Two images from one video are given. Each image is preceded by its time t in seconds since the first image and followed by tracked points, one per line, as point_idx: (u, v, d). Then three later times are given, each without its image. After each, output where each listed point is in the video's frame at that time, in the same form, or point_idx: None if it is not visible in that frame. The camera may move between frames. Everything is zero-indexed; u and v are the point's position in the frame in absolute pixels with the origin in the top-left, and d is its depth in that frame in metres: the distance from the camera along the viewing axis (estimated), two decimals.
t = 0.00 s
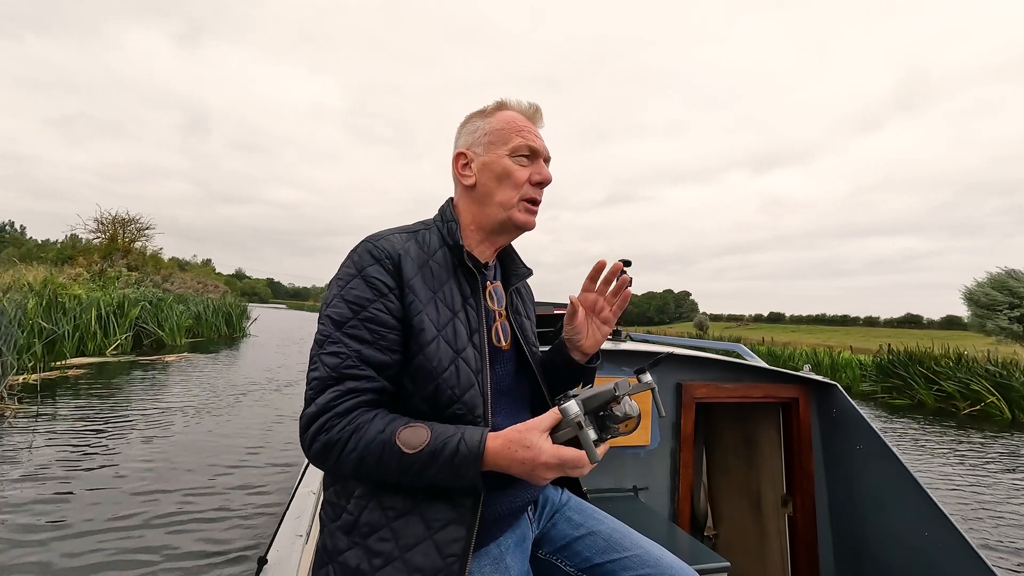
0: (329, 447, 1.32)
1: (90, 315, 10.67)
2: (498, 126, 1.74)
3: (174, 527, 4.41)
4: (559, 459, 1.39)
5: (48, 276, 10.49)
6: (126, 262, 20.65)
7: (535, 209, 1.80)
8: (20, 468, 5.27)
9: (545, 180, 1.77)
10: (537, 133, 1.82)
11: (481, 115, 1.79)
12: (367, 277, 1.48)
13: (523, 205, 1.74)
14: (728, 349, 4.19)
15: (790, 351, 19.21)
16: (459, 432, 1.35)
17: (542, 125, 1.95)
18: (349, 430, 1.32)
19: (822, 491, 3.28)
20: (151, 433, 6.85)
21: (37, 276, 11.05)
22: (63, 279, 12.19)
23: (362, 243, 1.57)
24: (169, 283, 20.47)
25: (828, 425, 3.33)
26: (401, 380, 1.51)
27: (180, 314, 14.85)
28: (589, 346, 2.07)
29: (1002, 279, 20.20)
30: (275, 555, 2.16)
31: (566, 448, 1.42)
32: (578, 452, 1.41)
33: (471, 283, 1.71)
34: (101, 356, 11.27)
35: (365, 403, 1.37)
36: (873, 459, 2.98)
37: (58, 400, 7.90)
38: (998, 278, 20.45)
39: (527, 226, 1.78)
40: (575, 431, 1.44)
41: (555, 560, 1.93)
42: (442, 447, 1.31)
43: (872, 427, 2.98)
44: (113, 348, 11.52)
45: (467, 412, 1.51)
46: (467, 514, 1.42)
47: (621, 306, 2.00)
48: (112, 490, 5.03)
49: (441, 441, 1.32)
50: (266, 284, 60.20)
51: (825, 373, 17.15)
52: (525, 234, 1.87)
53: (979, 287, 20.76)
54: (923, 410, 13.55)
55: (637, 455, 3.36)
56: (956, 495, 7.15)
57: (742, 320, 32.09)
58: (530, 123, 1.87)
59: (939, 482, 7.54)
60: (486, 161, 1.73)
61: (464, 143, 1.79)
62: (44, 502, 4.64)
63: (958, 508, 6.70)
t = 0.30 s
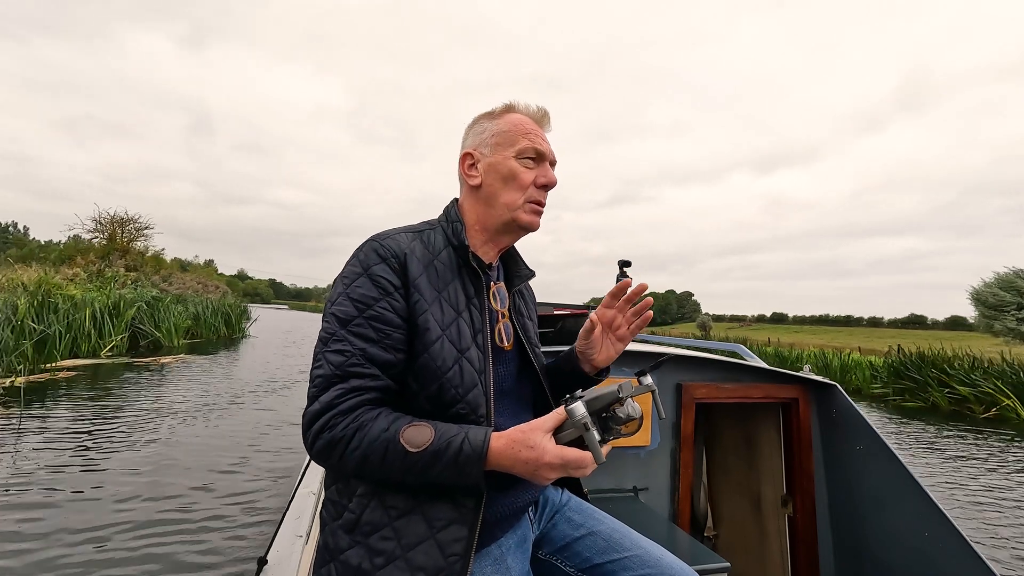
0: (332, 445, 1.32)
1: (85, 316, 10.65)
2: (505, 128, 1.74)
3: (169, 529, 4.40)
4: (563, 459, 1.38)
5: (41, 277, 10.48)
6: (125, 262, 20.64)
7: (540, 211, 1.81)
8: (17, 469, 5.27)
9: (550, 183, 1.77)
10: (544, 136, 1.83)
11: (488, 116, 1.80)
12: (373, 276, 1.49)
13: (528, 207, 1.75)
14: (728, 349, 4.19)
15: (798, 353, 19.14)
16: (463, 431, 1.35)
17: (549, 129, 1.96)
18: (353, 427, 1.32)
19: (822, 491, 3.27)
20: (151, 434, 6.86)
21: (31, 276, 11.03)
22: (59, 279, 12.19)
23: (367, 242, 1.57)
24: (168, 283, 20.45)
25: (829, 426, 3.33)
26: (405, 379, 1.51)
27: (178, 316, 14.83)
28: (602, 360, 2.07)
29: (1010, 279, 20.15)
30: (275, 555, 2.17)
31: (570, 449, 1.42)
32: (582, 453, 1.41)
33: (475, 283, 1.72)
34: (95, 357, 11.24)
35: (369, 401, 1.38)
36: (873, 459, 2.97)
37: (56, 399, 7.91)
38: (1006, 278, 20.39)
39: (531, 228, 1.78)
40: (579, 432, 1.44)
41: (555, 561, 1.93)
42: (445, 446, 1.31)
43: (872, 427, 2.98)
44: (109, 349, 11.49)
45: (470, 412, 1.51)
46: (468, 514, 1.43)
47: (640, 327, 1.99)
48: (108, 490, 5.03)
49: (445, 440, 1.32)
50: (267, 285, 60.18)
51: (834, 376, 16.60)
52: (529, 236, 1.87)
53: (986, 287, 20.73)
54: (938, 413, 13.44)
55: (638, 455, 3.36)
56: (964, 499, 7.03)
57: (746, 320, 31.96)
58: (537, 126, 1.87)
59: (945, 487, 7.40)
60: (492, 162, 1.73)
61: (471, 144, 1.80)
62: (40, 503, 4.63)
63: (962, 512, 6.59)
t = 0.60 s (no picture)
0: (332, 443, 1.32)
1: (80, 316, 10.60)
2: (506, 128, 1.75)
3: (165, 531, 4.39)
4: (562, 456, 1.38)
5: (36, 277, 10.46)
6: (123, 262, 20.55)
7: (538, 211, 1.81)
8: (14, 471, 5.26)
9: (548, 184, 1.78)
10: (544, 137, 1.83)
11: (490, 117, 1.81)
12: (372, 275, 1.49)
13: (525, 206, 1.75)
14: (728, 349, 4.19)
15: (806, 354, 19.01)
16: (462, 428, 1.35)
17: (550, 131, 1.97)
18: (352, 425, 1.32)
19: (822, 490, 3.27)
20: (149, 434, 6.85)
21: (25, 276, 10.98)
22: (55, 280, 12.17)
23: (367, 241, 1.58)
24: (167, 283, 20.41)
25: (829, 426, 3.33)
26: (404, 377, 1.52)
27: (176, 316, 14.79)
28: (597, 351, 2.07)
29: (1017, 278, 20.12)
30: (275, 555, 2.17)
31: (569, 444, 1.42)
32: (581, 449, 1.41)
33: (475, 282, 1.72)
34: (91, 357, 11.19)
35: (368, 399, 1.38)
36: (874, 459, 2.97)
37: (53, 400, 7.90)
38: (1013, 277, 20.35)
39: (529, 227, 1.78)
40: (576, 427, 1.45)
41: (555, 560, 1.93)
42: (445, 443, 1.31)
43: (872, 427, 2.98)
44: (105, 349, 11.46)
45: (469, 409, 1.51)
46: (469, 511, 1.43)
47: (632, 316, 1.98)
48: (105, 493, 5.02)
49: (444, 437, 1.32)
50: (269, 286, 60.22)
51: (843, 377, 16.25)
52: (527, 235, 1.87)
53: (994, 287, 20.69)
54: (951, 416, 13.23)
55: (638, 456, 3.36)
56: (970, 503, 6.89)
57: (749, 321, 31.85)
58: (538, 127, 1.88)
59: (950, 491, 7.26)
60: (492, 162, 1.74)
61: (471, 143, 1.80)
62: (36, 506, 4.63)
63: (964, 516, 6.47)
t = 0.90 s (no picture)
0: (328, 441, 1.32)
1: (74, 316, 10.53)
2: (499, 128, 1.76)
3: (159, 533, 4.38)
4: (557, 451, 1.39)
5: (29, 278, 10.43)
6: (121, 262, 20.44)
7: (528, 211, 1.79)
8: (11, 470, 5.26)
9: (537, 184, 1.76)
10: (539, 138, 1.82)
11: (488, 117, 1.83)
12: (369, 274, 1.49)
13: (512, 205, 1.73)
14: (727, 349, 4.19)
15: (813, 355, 18.92)
16: (459, 425, 1.35)
17: (552, 134, 1.96)
18: (349, 423, 1.32)
19: (822, 490, 3.27)
20: (147, 435, 6.87)
21: (18, 277, 10.95)
22: (51, 280, 12.15)
23: (364, 241, 1.58)
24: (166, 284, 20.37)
25: (828, 426, 3.32)
26: (401, 375, 1.52)
27: (173, 317, 14.72)
28: (587, 331, 2.09)
29: None
30: (275, 555, 2.17)
31: (565, 441, 1.43)
32: (576, 445, 1.42)
33: (472, 281, 1.72)
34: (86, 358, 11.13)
35: (365, 397, 1.38)
36: (873, 459, 2.97)
37: (49, 401, 7.89)
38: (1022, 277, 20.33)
39: (518, 226, 1.77)
40: (573, 422, 1.46)
41: (555, 561, 1.93)
42: (442, 440, 1.31)
43: (872, 427, 2.98)
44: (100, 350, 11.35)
45: (467, 407, 1.51)
46: (468, 508, 1.43)
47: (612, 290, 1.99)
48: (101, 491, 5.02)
49: (441, 434, 1.32)
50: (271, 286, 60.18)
51: (854, 377, 16.07)
52: (519, 236, 1.86)
53: (1002, 287, 20.65)
54: (966, 419, 13.00)
55: (637, 456, 3.35)
56: (977, 510, 6.70)
57: (754, 322, 31.73)
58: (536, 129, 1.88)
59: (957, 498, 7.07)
60: (483, 160, 1.75)
61: (468, 144, 1.83)
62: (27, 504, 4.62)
63: (969, 523, 6.31)
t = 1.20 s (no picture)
0: (328, 440, 1.32)
1: (69, 316, 10.50)
2: (503, 129, 1.77)
3: (156, 534, 4.38)
4: (556, 452, 1.40)
5: (24, 278, 10.40)
6: (119, 260, 20.41)
7: (530, 213, 1.79)
8: (9, 469, 5.26)
9: (540, 186, 1.76)
10: (543, 140, 1.83)
11: (492, 118, 1.83)
12: (369, 273, 1.50)
13: (514, 207, 1.73)
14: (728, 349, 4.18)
15: (821, 356, 18.86)
16: (458, 426, 1.35)
17: (555, 136, 1.96)
18: (349, 422, 1.32)
19: (822, 490, 3.27)
20: (146, 436, 6.87)
21: (13, 276, 10.92)
22: (47, 280, 12.13)
23: (364, 240, 1.59)
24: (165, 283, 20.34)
25: (828, 426, 3.32)
26: (401, 374, 1.52)
27: (171, 317, 14.69)
28: (585, 327, 2.10)
29: None
30: (275, 555, 2.17)
31: (564, 442, 1.44)
32: (575, 447, 1.43)
33: (472, 281, 1.73)
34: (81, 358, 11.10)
35: (365, 396, 1.38)
36: (873, 460, 2.97)
37: (47, 400, 7.89)
38: None
39: (519, 228, 1.77)
40: (572, 424, 1.46)
41: (555, 561, 1.93)
42: (441, 441, 1.32)
43: (872, 427, 2.98)
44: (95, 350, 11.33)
45: (467, 407, 1.51)
46: (468, 508, 1.43)
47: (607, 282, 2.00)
48: (98, 492, 5.02)
49: (440, 434, 1.33)
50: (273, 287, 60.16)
51: (865, 378, 16.01)
52: (520, 238, 1.86)
53: (1009, 286, 20.56)
54: (982, 421, 12.66)
55: (637, 456, 3.36)
56: (983, 516, 6.55)
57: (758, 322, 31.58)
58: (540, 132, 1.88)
59: (964, 504, 6.89)
60: (486, 161, 1.75)
61: (472, 144, 1.83)
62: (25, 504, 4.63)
63: (973, 527, 6.20)
